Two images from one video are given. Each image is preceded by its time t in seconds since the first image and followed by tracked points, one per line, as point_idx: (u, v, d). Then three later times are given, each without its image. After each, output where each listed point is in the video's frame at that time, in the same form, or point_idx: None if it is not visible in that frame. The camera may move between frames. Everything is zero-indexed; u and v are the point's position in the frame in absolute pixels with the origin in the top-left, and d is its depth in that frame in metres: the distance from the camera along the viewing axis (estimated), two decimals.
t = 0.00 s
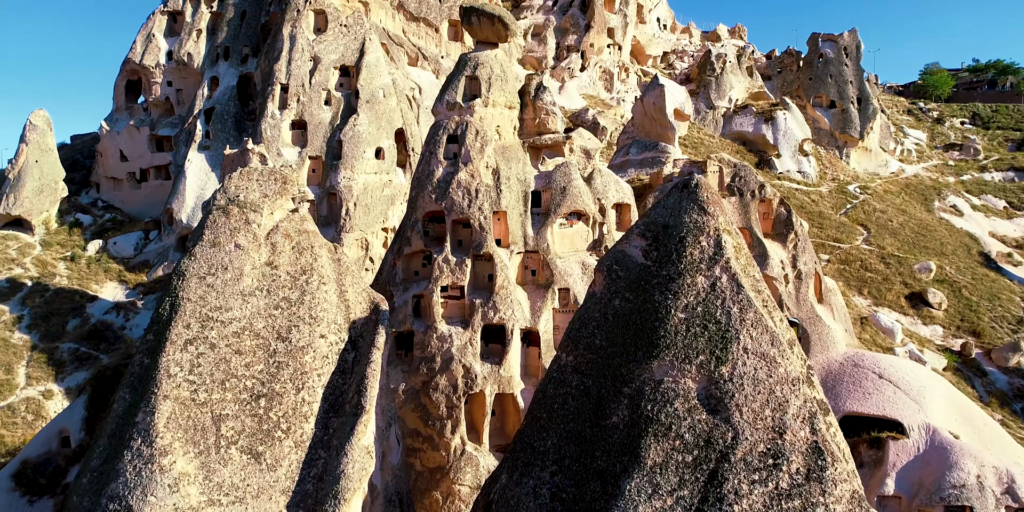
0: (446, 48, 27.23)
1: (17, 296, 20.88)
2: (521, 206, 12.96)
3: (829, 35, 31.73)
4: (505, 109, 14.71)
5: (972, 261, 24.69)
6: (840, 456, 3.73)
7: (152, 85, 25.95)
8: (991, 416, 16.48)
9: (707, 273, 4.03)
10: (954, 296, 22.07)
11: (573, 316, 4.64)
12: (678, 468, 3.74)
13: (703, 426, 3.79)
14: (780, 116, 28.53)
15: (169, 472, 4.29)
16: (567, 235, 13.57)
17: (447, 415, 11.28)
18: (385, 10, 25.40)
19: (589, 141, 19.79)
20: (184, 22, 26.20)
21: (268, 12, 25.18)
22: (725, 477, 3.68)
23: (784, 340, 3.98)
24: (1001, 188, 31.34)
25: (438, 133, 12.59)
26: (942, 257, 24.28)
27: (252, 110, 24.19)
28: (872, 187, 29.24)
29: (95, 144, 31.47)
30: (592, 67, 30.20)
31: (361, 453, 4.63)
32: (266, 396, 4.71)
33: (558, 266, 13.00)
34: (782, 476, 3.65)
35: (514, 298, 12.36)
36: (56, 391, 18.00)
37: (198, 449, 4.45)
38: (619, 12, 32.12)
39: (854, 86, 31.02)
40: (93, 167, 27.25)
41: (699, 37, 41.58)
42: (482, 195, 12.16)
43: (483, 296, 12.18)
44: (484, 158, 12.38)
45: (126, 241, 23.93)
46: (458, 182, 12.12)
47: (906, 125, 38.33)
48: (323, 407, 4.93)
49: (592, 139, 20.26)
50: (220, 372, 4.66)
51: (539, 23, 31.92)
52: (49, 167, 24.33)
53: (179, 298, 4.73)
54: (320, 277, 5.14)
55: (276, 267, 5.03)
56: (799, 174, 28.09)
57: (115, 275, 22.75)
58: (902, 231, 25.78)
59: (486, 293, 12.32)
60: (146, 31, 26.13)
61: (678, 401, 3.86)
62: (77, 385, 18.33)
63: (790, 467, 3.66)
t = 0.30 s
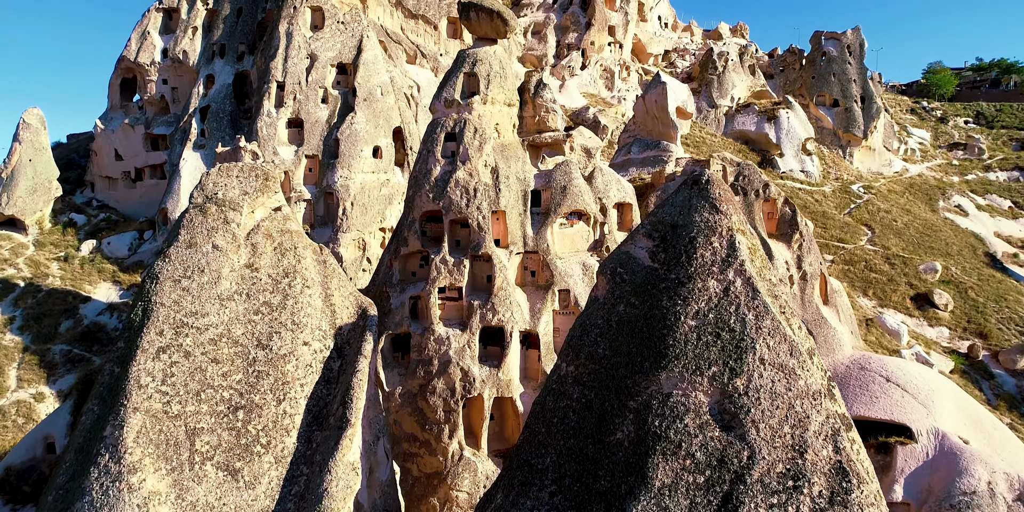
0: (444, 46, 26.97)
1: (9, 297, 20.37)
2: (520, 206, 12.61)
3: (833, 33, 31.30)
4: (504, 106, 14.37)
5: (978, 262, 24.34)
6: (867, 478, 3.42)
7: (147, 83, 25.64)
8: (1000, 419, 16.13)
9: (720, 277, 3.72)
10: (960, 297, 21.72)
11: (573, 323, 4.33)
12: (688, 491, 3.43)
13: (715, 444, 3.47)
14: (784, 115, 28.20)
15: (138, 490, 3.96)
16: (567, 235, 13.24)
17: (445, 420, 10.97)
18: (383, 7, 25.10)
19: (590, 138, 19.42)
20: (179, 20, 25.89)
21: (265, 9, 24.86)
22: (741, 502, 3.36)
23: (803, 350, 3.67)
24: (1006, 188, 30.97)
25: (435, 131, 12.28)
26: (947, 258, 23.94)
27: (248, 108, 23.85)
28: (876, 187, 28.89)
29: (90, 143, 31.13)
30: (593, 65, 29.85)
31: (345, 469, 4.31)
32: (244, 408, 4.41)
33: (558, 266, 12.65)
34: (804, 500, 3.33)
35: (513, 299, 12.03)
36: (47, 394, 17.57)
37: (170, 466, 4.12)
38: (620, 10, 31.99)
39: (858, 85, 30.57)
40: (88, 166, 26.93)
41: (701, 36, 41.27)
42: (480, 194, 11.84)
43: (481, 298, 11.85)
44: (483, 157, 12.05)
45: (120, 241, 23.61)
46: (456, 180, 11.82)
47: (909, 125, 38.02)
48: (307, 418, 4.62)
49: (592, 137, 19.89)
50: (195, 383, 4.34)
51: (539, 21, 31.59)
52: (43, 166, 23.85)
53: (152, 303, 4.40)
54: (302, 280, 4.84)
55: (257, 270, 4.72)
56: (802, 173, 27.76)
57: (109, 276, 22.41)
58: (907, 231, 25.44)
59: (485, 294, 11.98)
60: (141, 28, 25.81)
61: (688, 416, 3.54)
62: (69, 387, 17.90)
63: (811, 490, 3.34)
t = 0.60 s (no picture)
0: (446, 43, 26.67)
1: (3, 298, 20.06)
2: (521, 205, 12.28)
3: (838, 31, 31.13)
4: (505, 103, 14.04)
5: (986, 262, 23.98)
6: (898, 502, 3.13)
7: (144, 81, 25.39)
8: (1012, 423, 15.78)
9: (736, 280, 3.41)
10: (969, 298, 21.36)
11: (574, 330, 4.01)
12: None
13: (732, 465, 3.17)
14: (788, 113, 27.87)
15: (105, 511, 3.66)
16: (570, 236, 12.95)
17: (444, 424, 10.68)
18: (383, 5, 24.83)
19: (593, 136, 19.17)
20: (177, 17, 25.68)
21: (263, 6, 24.56)
22: None
23: (828, 361, 3.37)
24: (1014, 187, 30.60)
25: (435, 129, 11.98)
26: (955, 258, 23.59)
27: (246, 107, 23.57)
28: (882, 187, 28.51)
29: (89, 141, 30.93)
30: (596, 63, 29.50)
31: (330, 487, 4.00)
32: (222, 420, 4.13)
33: (560, 268, 12.30)
34: None
35: (514, 301, 11.69)
36: (42, 397, 17.21)
37: (141, 484, 3.82)
38: (622, 8, 31.76)
39: (863, 83, 30.43)
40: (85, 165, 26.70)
41: (704, 34, 40.97)
42: (480, 193, 11.52)
43: (482, 299, 11.53)
44: (484, 155, 11.73)
45: (116, 241, 23.35)
46: (456, 179, 11.51)
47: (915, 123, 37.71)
48: (290, 432, 4.34)
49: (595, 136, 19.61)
50: (169, 394, 4.05)
51: (541, 19, 31.31)
52: (39, 165, 23.50)
53: (124, 307, 4.10)
54: (286, 283, 4.55)
55: (237, 271, 4.43)
56: (808, 173, 27.40)
57: (105, 276, 22.13)
58: (913, 231, 25.09)
59: (485, 295, 11.70)
60: (138, 25, 25.59)
61: (702, 433, 3.25)
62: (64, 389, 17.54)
63: None
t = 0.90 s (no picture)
0: (455, 41, 26.43)
1: (10, 299, 19.97)
2: (530, 204, 11.91)
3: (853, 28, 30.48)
4: (514, 101, 13.73)
5: (1006, 263, 23.43)
6: None
7: (153, 81, 25.32)
8: None
9: (762, 287, 3.26)
10: (989, 300, 20.82)
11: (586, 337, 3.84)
12: None
13: (759, 492, 3.04)
14: (803, 112, 27.37)
15: None
16: (579, 236, 12.58)
17: (452, 429, 10.43)
18: (392, 3, 24.59)
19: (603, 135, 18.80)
20: (185, 16, 25.63)
21: (270, 4, 24.28)
22: None
23: (863, 376, 3.22)
24: None
25: (443, 127, 11.74)
26: (974, 259, 23.06)
27: (254, 106, 23.32)
28: (898, 186, 27.98)
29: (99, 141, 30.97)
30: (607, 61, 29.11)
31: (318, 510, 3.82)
32: (205, 435, 4.02)
33: (570, 269, 11.88)
34: None
35: (524, 303, 11.35)
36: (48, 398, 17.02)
37: (117, 504, 3.72)
38: (634, 6, 31.39)
39: (879, 81, 29.87)
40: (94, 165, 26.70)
41: (716, 32, 40.50)
42: (489, 192, 11.24)
43: (490, 301, 11.21)
44: (492, 153, 11.43)
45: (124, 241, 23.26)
46: (464, 178, 11.24)
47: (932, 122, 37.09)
48: (277, 450, 4.20)
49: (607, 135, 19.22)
50: (149, 407, 3.95)
51: (552, 17, 31.02)
52: (47, 165, 23.41)
53: (101, 315, 3.98)
54: (276, 287, 4.46)
55: (224, 276, 4.34)
56: (822, 172, 26.98)
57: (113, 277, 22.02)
58: (931, 231, 24.55)
59: (494, 297, 11.32)
60: (146, 25, 25.60)
61: (725, 457, 3.11)
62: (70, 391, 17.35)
63: None
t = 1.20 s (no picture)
0: (456, 44, 26.21)
1: (7, 305, 19.77)
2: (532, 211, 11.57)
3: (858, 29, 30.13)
4: (515, 106, 13.47)
5: (1014, 268, 23.16)
6: None
7: (151, 84, 25.19)
8: None
9: (780, 332, 3.37)
10: (996, 306, 20.53)
11: (588, 380, 3.96)
12: None
13: None
14: (807, 115, 27.12)
15: None
16: (581, 244, 12.23)
17: (451, 441, 10.22)
18: (392, 5, 24.32)
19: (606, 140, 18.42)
20: (183, 19, 25.46)
21: (270, 6, 24.04)
22: None
23: (890, 428, 3.29)
24: None
25: (443, 133, 11.53)
26: (982, 264, 22.78)
27: (253, 109, 23.01)
28: (904, 190, 27.70)
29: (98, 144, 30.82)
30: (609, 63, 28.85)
31: None
32: (181, 479, 3.92)
33: (573, 278, 11.46)
34: None
35: (526, 312, 11.07)
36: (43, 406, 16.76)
37: None
38: (637, 7, 31.14)
39: (885, 83, 29.40)
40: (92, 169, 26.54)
41: (720, 34, 40.20)
42: (490, 199, 11.02)
43: (491, 310, 10.95)
44: (493, 160, 11.20)
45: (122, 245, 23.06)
46: (464, 186, 11.04)
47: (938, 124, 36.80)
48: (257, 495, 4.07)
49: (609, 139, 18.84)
50: (122, 450, 3.87)
51: (554, 18, 30.79)
52: (45, 169, 23.19)
53: (72, 351, 3.96)
54: (258, 318, 4.39)
55: (204, 307, 4.29)
56: (827, 176, 26.68)
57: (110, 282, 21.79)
58: (938, 236, 24.25)
59: (495, 306, 11.05)
60: (145, 27, 25.45)
61: None
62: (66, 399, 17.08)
63: None
